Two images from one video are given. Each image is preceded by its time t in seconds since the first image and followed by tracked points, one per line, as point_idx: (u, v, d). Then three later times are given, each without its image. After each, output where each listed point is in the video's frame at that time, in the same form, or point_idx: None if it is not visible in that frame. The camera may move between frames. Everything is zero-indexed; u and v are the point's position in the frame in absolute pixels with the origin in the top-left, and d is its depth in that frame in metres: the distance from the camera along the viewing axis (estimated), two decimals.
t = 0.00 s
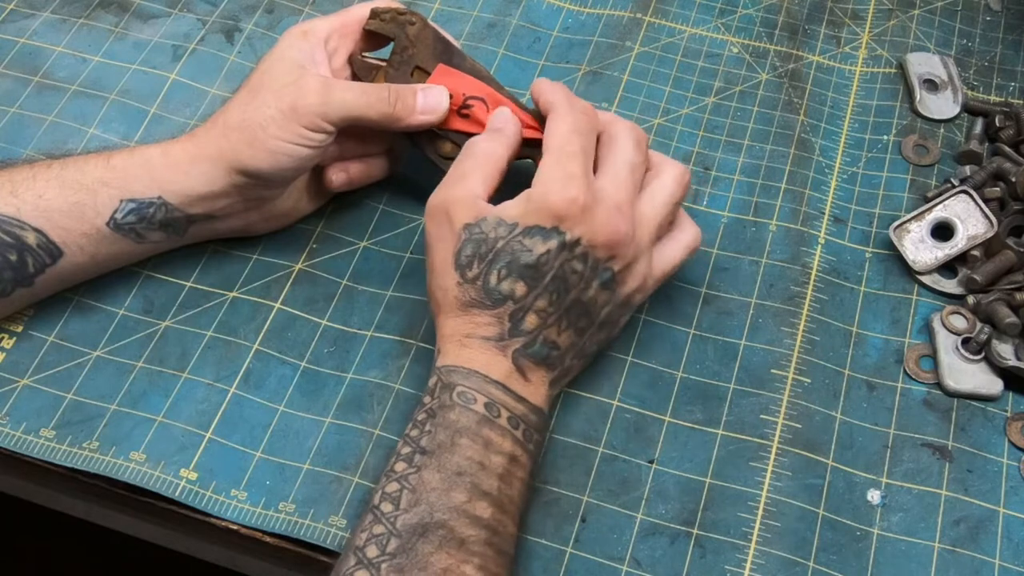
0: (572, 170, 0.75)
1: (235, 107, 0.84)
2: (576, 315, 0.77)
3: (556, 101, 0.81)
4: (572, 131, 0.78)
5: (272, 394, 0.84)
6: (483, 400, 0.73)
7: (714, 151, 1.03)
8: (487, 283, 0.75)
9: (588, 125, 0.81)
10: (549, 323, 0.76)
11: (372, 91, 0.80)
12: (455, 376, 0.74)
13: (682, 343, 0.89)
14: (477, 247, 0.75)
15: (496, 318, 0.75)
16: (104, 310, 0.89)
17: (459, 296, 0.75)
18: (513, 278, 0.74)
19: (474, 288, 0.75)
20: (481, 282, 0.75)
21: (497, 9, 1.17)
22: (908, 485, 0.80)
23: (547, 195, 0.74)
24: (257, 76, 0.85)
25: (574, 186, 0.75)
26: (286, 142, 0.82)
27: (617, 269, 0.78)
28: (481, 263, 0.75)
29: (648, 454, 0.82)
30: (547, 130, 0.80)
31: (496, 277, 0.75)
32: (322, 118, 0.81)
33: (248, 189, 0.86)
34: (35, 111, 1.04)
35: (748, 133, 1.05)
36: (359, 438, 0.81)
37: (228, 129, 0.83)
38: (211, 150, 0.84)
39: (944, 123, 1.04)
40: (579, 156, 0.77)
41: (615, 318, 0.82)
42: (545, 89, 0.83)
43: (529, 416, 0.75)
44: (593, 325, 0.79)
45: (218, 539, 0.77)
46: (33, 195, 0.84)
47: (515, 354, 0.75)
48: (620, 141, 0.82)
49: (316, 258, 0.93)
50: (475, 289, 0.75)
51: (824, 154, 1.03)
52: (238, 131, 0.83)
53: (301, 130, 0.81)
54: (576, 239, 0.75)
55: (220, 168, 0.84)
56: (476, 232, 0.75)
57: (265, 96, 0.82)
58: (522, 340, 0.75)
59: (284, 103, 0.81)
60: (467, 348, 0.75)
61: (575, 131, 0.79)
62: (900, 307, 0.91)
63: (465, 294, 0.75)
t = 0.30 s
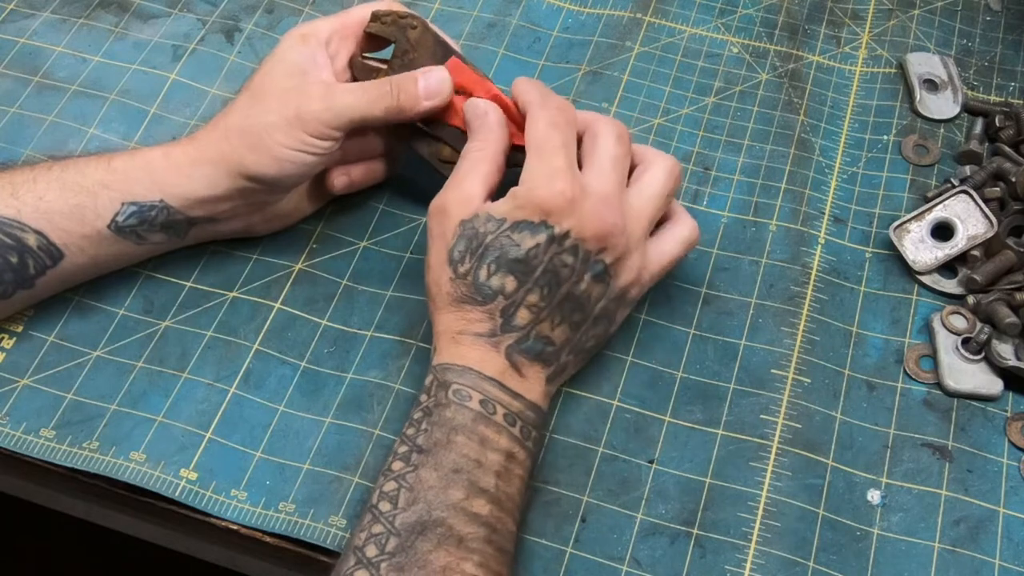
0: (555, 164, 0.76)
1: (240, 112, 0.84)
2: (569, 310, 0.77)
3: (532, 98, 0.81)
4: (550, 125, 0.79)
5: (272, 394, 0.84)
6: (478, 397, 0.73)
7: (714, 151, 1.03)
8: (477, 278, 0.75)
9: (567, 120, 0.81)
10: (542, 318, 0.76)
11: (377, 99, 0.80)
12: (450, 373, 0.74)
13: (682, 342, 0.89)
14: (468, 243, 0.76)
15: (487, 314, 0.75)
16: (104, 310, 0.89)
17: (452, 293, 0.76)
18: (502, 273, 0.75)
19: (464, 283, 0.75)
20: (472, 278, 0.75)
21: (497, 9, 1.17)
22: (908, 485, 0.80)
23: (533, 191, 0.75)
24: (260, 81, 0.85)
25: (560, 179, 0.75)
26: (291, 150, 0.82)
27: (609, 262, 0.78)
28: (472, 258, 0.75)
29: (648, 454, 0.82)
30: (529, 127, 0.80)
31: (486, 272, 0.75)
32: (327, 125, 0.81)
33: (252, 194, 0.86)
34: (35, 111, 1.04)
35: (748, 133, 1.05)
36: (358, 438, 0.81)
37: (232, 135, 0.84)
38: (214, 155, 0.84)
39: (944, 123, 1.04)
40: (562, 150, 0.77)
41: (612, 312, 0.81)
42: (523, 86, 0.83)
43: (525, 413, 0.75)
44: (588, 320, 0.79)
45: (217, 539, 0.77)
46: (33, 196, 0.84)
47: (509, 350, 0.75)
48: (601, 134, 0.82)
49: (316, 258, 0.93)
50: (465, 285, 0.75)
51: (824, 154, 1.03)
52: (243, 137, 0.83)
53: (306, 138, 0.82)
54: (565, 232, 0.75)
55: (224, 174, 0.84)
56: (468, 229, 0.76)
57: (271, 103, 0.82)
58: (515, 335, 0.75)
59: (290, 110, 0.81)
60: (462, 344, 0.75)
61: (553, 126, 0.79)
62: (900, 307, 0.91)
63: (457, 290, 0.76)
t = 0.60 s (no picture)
0: (571, 166, 0.77)
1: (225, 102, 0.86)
2: (577, 311, 0.77)
3: (555, 104, 0.82)
4: (571, 128, 0.79)
5: (272, 394, 0.84)
6: (484, 396, 0.73)
7: (713, 151, 1.03)
8: (487, 275, 0.75)
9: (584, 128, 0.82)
10: (549, 318, 0.76)
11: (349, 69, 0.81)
12: (456, 371, 0.74)
13: (682, 342, 0.89)
14: (479, 240, 0.76)
15: (496, 311, 0.75)
16: (104, 310, 0.89)
17: (460, 289, 0.76)
18: (512, 272, 0.75)
19: (474, 280, 0.75)
20: (482, 275, 0.75)
21: (497, 9, 1.17)
22: (908, 485, 0.80)
23: (548, 190, 0.75)
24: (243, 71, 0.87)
25: (574, 180, 0.76)
26: (268, 126, 0.82)
27: (618, 265, 0.78)
28: (482, 256, 0.75)
29: (648, 454, 0.82)
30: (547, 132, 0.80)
31: (496, 270, 0.75)
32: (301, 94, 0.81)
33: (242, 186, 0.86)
34: (35, 111, 1.04)
35: (748, 133, 1.05)
36: (358, 438, 0.81)
37: (218, 124, 0.85)
38: (206, 151, 0.85)
39: (944, 123, 1.04)
40: (580, 152, 0.78)
41: (617, 315, 0.82)
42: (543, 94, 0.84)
43: (529, 413, 0.75)
44: (593, 322, 0.79)
45: (217, 538, 0.77)
46: (33, 198, 0.84)
47: (515, 349, 0.75)
48: (613, 141, 0.84)
49: (316, 258, 0.93)
50: (474, 282, 0.75)
51: (824, 154, 1.03)
52: (226, 123, 0.84)
53: (284, 109, 0.81)
54: (577, 233, 0.75)
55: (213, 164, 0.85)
56: (478, 226, 0.76)
57: (245, 82, 0.84)
58: (522, 335, 0.75)
59: (263, 84, 0.82)
60: (468, 342, 0.75)
61: (575, 129, 0.80)
62: (900, 307, 0.91)
63: (466, 287, 0.75)
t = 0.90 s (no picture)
0: (575, 167, 0.77)
1: (235, 109, 0.85)
2: (578, 312, 0.77)
3: (561, 104, 0.83)
4: (578, 129, 0.80)
5: (271, 394, 0.84)
6: (485, 397, 0.73)
7: (713, 151, 1.03)
8: (489, 276, 0.75)
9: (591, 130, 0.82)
10: (551, 318, 0.76)
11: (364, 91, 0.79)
12: (457, 371, 0.74)
13: (682, 342, 0.89)
14: (480, 241, 0.75)
15: (498, 312, 0.75)
16: (104, 310, 0.89)
17: (462, 290, 0.75)
18: (515, 272, 0.75)
19: (477, 281, 0.75)
20: (484, 276, 0.75)
21: (497, 9, 1.17)
22: (908, 485, 0.80)
23: (552, 191, 0.75)
24: (259, 77, 0.85)
25: (578, 182, 0.76)
26: (283, 146, 0.83)
27: (619, 266, 0.78)
28: (485, 256, 0.75)
29: (648, 454, 0.82)
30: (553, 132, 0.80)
31: (499, 271, 0.75)
32: (320, 120, 0.81)
33: (249, 195, 0.87)
34: (35, 111, 1.04)
35: (748, 133, 1.05)
36: (358, 438, 0.81)
37: (227, 133, 0.84)
38: (210, 155, 0.85)
39: (944, 123, 1.04)
40: (584, 154, 0.78)
41: (619, 316, 0.82)
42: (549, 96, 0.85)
43: (529, 413, 0.75)
44: (595, 323, 0.79)
45: (217, 538, 0.77)
46: (33, 198, 0.84)
47: (516, 349, 0.75)
48: (615, 142, 0.84)
49: (316, 258, 0.93)
50: (477, 282, 0.75)
51: (824, 154, 1.03)
52: (236, 136, 0.83)
53: (297, 136, 0.82)
54: (580, 233, 0.76)
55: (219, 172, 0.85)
56: (480, 226, 0.75)
57: (263, 100, 0.82)
58: (524, 335, 0.75)
59: (281, 106, 0.81)
60: (469, 342, 0.75)
61: (581, 130, 0.80)
62: (900, 307, 0.91)
63: (468, 287, 0.75)
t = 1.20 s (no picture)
0: (585, 172, 0.76)
1: (239, 108, 0.84)
2: (585, 316, 0.77)
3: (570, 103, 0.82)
4: (587, 131, 0.79)
5: (272, 394, 0.84)
6: (492, 402, 0.73)
7: (713, 151, 1.03)
8: (500, 284, 0.74)
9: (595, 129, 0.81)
10: (559, 324, 0.76)
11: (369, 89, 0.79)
12: (464, 376, 0.74)
13: (682, 342, 0.89)
14: (488, 249, 0.74)
15: (507, 318, 0.75)
16: (104, 310, 0.89)
17: (469, 298, 0.75)
18: (525, 280, 0.74)
19: (485, 289, 0.74)
20: (494, 283, 0.74)
21: (497, 9, 1.17)
22: (908, 485, 0.80)
23: (562, 196, 0.75)
24: (261, 76, 0.85)
25: (588, 187, 0.75)
26: (287, 145, 0.82)
27: (627, 270, 0.78)
28: (494, 264, 0.74)
29: (648, 454, 0.82)
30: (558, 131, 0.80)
31: (509, 278, 0.74)
32: (326, 119, 0.81)
33: (252, 194, 0.87)
34: (35, 111, 1.04)
35: (748, 133, 1.05)
36: (358, 438, 0.81)
37: (231, 132, 0.84)
38: (212, 154, 0.85)
39: (944, 123, 1.04)
40: (594, 157, 0.77)
41: (623, 319, 0.82)
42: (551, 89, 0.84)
43: (537, 418, 0.75)
44: (600, 326, 0.79)
45: (218, 538, 0.77)
46: (34, 197, 0.84)
47: (524, 355, 0.75)
48: (619, 143, 0.83)
49: (316, 258, 0.93)
50: (486, 291, 0.74)
51: (824, 154, 1.03)
52: (240, 136, 0.83)
53: (303, 133, 0.82)
54: (590, 240, 0.75)
55: (222, 171, 0.85)
56: (488, 234, 0.75)
57: (267, 99, 0.82)
58: (532, 341, 0.75)
59: (286, 104, 0.81)
60: (477, 349, 0.75)
61: (589, 133, 0.79)
62: (899, 307, 0.91)
63: (477, 295, 0.75)
